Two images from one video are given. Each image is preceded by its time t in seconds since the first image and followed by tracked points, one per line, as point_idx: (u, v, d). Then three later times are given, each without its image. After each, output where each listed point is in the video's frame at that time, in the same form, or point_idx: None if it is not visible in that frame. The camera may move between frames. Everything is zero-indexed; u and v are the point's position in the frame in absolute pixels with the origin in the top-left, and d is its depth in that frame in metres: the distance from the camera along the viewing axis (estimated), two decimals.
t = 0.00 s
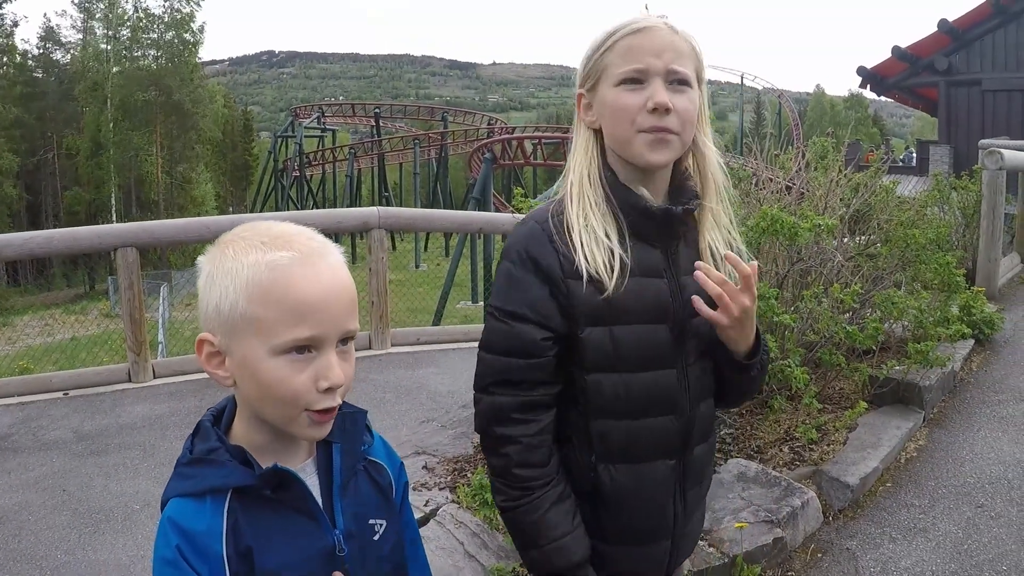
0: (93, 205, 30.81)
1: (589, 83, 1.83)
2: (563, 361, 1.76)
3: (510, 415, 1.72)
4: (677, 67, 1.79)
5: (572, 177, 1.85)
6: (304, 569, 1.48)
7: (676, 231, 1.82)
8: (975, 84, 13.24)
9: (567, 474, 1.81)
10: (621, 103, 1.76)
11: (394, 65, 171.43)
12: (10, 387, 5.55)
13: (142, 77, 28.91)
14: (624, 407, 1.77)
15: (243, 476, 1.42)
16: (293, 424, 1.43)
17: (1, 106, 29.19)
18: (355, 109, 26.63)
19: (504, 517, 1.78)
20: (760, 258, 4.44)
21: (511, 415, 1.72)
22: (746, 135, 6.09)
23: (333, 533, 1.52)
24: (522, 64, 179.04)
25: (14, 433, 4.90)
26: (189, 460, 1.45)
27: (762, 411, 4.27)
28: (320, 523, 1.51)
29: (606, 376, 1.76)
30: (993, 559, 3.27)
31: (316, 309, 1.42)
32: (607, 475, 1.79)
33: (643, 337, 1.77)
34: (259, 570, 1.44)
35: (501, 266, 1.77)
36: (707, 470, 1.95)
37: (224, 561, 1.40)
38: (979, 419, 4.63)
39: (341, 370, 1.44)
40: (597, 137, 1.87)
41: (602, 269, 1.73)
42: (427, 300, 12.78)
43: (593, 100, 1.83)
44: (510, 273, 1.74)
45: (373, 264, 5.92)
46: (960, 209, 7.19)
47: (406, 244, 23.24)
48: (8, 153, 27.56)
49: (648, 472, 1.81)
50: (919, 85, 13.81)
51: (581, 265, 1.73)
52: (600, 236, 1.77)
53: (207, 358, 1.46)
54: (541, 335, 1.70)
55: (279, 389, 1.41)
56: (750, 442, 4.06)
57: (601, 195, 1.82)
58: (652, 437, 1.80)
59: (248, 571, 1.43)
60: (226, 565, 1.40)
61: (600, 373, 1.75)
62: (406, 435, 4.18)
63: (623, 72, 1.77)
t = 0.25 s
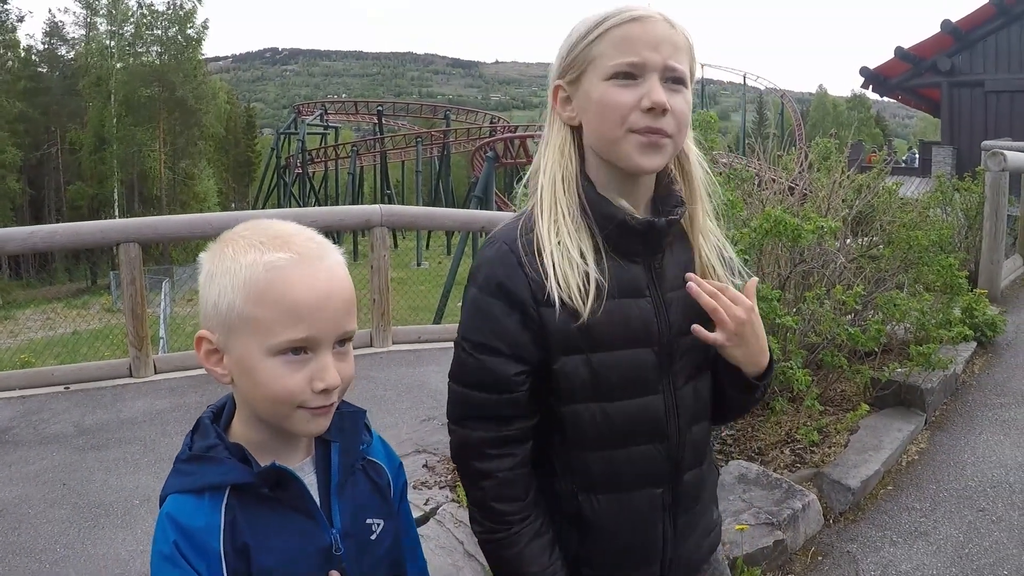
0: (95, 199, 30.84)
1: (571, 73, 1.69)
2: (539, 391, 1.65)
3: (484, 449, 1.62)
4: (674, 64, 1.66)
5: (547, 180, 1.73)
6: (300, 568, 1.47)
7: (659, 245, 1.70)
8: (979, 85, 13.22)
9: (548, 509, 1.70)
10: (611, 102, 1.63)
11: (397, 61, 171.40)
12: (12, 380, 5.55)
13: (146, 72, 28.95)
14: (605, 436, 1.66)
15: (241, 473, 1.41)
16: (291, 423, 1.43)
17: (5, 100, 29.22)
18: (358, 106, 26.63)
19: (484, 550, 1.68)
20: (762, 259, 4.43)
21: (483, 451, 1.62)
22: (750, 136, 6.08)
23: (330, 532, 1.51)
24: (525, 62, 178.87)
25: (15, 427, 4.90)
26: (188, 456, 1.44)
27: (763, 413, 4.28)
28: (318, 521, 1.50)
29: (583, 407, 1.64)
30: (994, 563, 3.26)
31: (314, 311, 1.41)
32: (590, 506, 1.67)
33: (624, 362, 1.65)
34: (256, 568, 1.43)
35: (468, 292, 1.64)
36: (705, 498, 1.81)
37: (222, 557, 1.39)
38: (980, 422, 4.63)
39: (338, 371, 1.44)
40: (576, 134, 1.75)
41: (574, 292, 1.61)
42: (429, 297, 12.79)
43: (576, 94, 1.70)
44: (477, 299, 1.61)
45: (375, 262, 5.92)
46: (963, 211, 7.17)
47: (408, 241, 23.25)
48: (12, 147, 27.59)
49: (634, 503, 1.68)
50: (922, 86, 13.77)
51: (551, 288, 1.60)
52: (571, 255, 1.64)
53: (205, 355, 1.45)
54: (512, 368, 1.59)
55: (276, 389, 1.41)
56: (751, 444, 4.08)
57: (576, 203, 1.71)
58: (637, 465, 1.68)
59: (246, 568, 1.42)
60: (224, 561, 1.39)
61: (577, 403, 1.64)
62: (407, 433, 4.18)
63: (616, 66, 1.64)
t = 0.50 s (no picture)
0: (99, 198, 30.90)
1: (608, 69, 1.54)
2: (552, 404, 1.53)
3: (495, 462, 1.50)
4: (719, 67, 1.53)
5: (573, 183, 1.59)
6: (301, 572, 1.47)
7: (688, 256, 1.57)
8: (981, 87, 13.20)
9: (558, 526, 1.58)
10: (656, 105, 1.48)
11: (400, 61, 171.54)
12: (15, 380, 5.55)
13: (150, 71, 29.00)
14: (618, 455, 1.52)
15: (244, 477, 1.40)
16: (290, 427, 1.41)
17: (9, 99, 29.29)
18: (362, 106, 26.67)
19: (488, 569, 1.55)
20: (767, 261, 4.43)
21: (498, 463, 1.50)
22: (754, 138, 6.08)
23: (332, 535, 1.51)
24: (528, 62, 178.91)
25: (17, 426, 4.90)
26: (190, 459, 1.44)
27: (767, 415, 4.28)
28: (320, 525, 1.50)
29: (601, 420, 1.51)
30: (998, 567, 3.25)
31: (314, 317, 1.40)
32: (599, 528, 1.54)
33: (643, 379, 1.52)
34: (258, 571, 1.43)
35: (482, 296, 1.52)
36: (728, 526, 1.65)
37: (224, 562, 1.38)
38: (984, 425, 4.62)
39: (338, 375, 1.43)
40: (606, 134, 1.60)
41: (594, 310, 1.47)
42: (431, 298, 12.81)
43: (612, 91, 1.54)
44: (492, 309, 1.49)
45: (378, 263, 5.92)
46: (967, 215, 7.13)
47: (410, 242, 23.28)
48: (16, 146, 27.65)
49: (648, 527, 1.55)
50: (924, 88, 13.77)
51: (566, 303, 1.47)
52: (591, 268, 1.50)
53: (206, 357, 1.45)
54: (526, 380, 1.47)
55: (275, 392, 1.40)
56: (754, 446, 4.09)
57: (599, 211, 1.57)
58: (653, 488, 1.55)
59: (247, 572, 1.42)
60: (225, 566, 1.38)
61: (595, 417, 1.51)
62: (409, 434, 4.18)
63: (662, 65, 1.49)
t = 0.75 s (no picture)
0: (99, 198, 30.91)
1: (690, 63, 1.46)
2: (603, 401, 1.50)
3: (541, 457, 1.49)
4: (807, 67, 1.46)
5: (645, 181, 1.52)
6: (293, 567, 1.48)
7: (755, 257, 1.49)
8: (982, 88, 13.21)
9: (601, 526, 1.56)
10: (747, 102, 1.40)
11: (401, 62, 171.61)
12: (15, 379, 5.56)
13: (151, 71, 28.99)
14: (666, 459, 1.48)
15: (237, 474, 1.41)
16: (282, 423, 1.42)
17: (10, 98, 29.29)
18: (363, 106, 26.69)
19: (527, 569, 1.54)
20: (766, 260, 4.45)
21: (545, 458, 1.49)
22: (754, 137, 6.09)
23: (324, 531, 1.52)
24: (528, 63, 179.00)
25: (18, 426, 4.91)
26: (184, 456, 1.45)
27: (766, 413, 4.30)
28: (311, 521, 1.50)
29: (652, 424, 1.47)
30: (996, 563, 3.26)
31: (308, 313, 1.41)
32: (638, 532, 1.51)
33: (700, 384, 1.46)
34: (250, 567, 1.44)
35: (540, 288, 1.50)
36: (785, 548, 1.58)
37: (217, 559, 1.39)
38: (983, 423, 4.63)
39: (330, 371, 1.43)
40: (683, 129, 1.52)
41: (653, 311, 1.41)
42: (432, 297, 12.82)
43: (694, 86, 1.46)
44: (551, 299, 1.46)
45: (379, 262, 5.93)
46: (967, 214, 7.16)
47: (411, 242, 23.31)
48: (17, 146, 27.66)
49: (691, 538, 1.50)
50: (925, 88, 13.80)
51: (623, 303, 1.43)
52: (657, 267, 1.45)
53: (198, 353, 1.47)
54: (576, 373, 1.45)
55: (267, 388, 1.41)
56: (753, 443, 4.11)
57: (672, 210, 1.50)
58: (701, 497, 1.49)
59: (240, 568, 1.43)
60: (219, 563, 1.39)
61: (646, 418, 1.47)
62: (410, 433, 4.19)
63: (752, 61, 1.42)
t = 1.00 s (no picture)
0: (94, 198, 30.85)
1: (751, 68, 1.44)
2: (619, 410, 1.51)
3: (560, 472, 1.49)
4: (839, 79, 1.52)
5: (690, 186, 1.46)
6: (281, 566, 1.50)
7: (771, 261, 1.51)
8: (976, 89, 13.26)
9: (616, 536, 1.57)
10: (811, 112, 1.43)
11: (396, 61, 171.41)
12: (10, 380, 5.57)
13: (146, 70, 28.92)
14: (683, 468, 1.49)
15: (226, 473, 1.43)
16: (271, 424, 1.44)
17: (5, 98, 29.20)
18: (358, 106, 26.67)
19: None
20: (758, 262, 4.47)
21: (562, 473, 1.50)
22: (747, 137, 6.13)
23: (311, 530, 1.53)
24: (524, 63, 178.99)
25: (13, 427, 4.92)
26: (173, 456, 1.46)
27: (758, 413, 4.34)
28: (299, 520, 1.52)
29: (667, 432, 1.48)
30: (987, 560, 3.29)
31: (298, 316, 1.43)
32: (653, 541, 1.53)
33: (717, 391, 1.47)
34: (239, 567, 1.45)
35: (552, 293, 1.48)
36: (797, 550, 1.61)
37: (206, 558, 1.41)
38: (976, 421, 4.66)
39: (317, 373, 1.45)
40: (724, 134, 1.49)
41: (693, 325, 1.43)
42: (428, 297, 12.83)
43: (752, 92, 1.45)
44: (567, 305, 1.45)
45: (374, 262, 5.93)
46: (960, 214, 7.20)
47: (406, 242, 23.31)
48: (11, 146, 27.59)
49: (709, 545, 1.52)
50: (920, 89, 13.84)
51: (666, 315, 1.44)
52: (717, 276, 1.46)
53: (188, 355, 1.48)
54: (596, 383, 1.45)
55: (256, 389, 1.43)
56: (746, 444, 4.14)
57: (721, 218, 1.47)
58: (720, 504, 1.51)
59: (229, 567, 1.44)
60: (207, 562, 1.41)
61: (660, 426, 1.48)
62: (405, 433, 4.20)
63: (813, 73, 1.44)
